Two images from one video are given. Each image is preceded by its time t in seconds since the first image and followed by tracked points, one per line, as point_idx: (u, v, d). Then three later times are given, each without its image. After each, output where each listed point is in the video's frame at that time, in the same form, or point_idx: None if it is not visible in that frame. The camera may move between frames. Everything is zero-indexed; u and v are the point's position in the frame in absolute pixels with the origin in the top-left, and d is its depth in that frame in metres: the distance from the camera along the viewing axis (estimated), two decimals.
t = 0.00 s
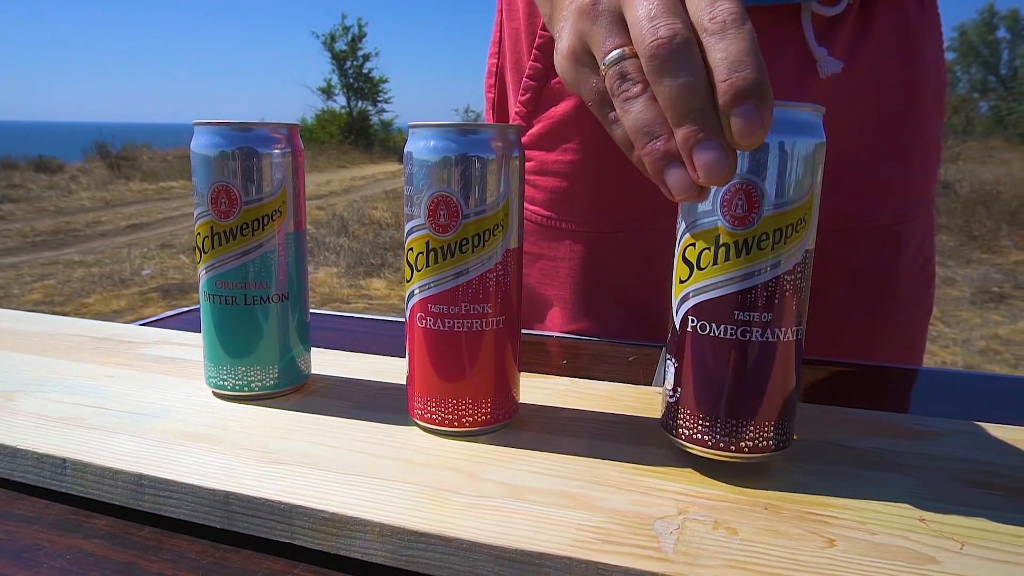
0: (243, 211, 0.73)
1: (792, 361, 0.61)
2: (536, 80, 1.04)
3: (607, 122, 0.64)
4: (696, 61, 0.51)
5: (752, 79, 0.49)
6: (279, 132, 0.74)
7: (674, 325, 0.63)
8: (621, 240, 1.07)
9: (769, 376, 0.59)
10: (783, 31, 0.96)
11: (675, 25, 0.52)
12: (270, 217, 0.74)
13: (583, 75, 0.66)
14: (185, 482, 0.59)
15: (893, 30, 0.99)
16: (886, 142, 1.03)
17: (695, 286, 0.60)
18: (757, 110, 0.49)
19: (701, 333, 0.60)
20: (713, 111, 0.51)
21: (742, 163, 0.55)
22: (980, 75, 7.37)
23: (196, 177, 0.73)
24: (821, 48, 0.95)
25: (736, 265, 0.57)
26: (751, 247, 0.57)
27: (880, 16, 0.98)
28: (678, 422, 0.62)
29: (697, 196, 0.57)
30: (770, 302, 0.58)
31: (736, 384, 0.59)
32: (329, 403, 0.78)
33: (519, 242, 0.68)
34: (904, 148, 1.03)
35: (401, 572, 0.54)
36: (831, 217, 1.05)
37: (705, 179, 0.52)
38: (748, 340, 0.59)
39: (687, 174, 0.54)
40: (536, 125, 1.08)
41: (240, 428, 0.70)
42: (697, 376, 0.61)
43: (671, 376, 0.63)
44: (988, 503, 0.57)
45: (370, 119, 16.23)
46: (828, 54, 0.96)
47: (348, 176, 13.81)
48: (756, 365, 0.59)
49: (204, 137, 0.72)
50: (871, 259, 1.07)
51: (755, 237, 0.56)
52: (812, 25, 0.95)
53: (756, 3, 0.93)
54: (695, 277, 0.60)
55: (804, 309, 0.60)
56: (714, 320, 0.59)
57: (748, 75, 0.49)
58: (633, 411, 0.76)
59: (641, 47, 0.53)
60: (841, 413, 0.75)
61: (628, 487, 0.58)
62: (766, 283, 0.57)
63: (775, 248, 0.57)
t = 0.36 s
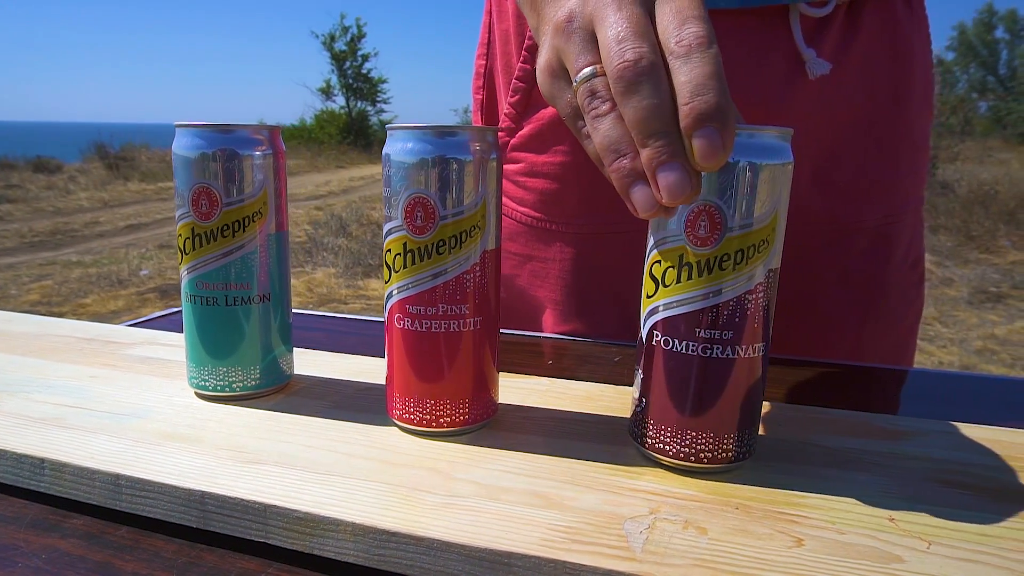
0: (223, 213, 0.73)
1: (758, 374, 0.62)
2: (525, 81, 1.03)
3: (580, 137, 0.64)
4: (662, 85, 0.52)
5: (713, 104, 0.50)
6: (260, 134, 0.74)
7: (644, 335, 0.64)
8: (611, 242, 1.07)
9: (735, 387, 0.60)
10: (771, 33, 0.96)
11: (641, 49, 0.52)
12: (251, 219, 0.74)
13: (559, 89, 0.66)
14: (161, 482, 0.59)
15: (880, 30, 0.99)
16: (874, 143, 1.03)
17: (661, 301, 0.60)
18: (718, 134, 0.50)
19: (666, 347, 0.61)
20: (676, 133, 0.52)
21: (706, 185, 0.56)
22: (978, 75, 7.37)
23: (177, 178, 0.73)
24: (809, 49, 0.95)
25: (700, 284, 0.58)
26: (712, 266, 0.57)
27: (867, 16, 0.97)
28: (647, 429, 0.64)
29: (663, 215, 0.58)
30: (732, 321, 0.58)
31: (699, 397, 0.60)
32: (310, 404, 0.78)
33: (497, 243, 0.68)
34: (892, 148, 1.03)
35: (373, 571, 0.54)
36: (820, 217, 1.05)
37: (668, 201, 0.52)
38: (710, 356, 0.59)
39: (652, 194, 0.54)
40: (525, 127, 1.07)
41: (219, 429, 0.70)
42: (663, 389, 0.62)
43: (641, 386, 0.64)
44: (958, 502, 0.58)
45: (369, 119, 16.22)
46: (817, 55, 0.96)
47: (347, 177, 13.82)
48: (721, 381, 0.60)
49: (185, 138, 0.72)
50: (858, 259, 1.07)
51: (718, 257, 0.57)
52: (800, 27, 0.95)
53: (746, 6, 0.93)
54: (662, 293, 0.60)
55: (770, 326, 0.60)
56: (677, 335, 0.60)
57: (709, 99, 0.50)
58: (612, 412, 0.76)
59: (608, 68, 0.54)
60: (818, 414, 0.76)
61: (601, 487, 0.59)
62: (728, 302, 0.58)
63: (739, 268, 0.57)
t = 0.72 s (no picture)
0: (207, 213, 0.74)
1: (727, 373, 0.63)
2: (510, 83, 1.04)
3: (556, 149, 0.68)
4: (616, 95, 0.55)
5: (662, 111, 0.52)
6: (244, 135, 0.75)
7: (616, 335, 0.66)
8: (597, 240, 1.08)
9: (707, 386, 0.62)
10: (752, 33, 0.98)
11: (595, 62, 0.56)
12: (235, 218, 0.75)
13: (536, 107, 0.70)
14: (143, 477, 0.60)
15: (861, 32, 1.00)
16: (859, 142, 1.04)
17: (628, 301, 0.62)
18: (669, 139, 0.52)
19: (635, 347, 0.63)
20: (630, 139, 0.55)
21: (667, 188, 0.58)
22: (977, 75, 7.38)
23: (161, 177, 0.74)
24: (788, 52, 0.96)
25: (665, 284, 0.60)
26: (673, 267, 0.59)
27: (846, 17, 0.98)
28: (621, 427, 0.65)
29: (625, 220, 0.60)
30: (697, 319, 0.60)
31: (666, 396, 0.62)
32: (294, 402, 0.79)
33: (476, 243, 0.69)
34: (875, 149, 1.04)
35: (350, 565, 0.55)
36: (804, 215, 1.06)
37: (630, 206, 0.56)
38: (675, 356, 0.61)
39: (612, 202, 0.57)
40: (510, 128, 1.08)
41: (203, 426, 0.71)
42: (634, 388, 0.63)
43: (614, 386, 0.66)
44: (927, 498, 0.59)
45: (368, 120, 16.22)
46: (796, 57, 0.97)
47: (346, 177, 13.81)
48: (688, 379, 0.61)
49: (169, 138, 0.73)
50: (844, 258, 1.08)
51: (680, 258, 0.59)
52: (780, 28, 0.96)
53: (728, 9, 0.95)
54: (629, 293, 0.62)
55: (736, 325, 0.62)
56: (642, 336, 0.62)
57: (659, 106, 0.52)
58: (592, 410, 0.77)
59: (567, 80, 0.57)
60: (796, 412, 0.77)
61: (577, 483, 0.60)
62: (692, 301, 0.59)
63: (703, 268, 0.59)
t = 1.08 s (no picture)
0: (190, 215, 0.76)
1: (697, 373, 0.64)
2: (477, 86, 1.08)
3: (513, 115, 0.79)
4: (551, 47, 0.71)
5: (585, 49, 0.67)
6: (225, 139, 0.76)
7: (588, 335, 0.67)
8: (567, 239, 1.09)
9: (676, 384, 0.63)
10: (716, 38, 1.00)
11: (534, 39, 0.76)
12: (217, 221, 0.77)
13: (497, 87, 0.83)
14: (125, 474, 0.61)
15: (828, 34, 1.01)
16: (826, 147, 1.05)
17: (598, 301, 0.64)
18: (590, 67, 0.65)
19: (606, 346, 0.64)
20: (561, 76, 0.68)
21: (635, 191, 0.59)
22: (973, 77, 7.40)
23: (145, 179, 0.75)
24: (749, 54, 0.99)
25: (635, 285, 0.61)
26: (643, 268, 0.61)
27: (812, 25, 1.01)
28: (594, 426, 0.66)
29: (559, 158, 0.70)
30: (666, 320, 0.61)
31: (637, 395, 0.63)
32: (277, 401, 0.80)
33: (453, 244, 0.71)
34: (843, 154, 1.05)
35: (326, 560, 0.56)
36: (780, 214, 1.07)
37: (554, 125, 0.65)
38: (645, 356, 0.62)
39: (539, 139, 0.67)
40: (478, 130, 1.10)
41: (186, 425, 0.72)
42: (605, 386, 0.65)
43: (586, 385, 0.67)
44: (889, 493, 0.60)
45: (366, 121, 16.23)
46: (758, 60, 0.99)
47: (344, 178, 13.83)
48: (657, 379, 0.63)
49: (152, 141, 0.74)
50: (813, 260, 1.10)
51: (649, 259, 0.60)
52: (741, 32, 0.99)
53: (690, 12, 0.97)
54: (600, 294, 0.64)
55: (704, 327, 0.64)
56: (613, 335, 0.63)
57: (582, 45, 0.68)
58: (569, 408, 0.79)
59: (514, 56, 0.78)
60: (768, 411, 0.78)
61: (548, 479, 0.61)
62: (662, 301, 0.61)
63: (671, 269, 0.60)
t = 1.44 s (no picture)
0: (120, 217, 0.80)
1: (580, 364, 0.70)
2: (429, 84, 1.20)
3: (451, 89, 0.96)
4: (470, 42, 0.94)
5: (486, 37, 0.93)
6: (153, 145, 0.81)
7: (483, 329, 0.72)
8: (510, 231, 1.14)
9: (559, 374, 0.68)
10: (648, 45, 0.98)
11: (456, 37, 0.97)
12: (147, 223, 0.81)
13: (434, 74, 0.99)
14: (45, 458, 0.66)
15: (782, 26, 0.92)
16: (746, 177, 0.97)
17: (489, 297, 0.69)
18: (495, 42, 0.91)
19: (496, 340, 0.69)
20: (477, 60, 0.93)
21: (516, 197, 0.65)
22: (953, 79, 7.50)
23: (76, 183, 0.80)
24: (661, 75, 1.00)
25: (519, 282, 0.66)
26: (525, 266, 0.66)
27: (737, 37, 0.92)
28: (488, 415, 0.72)
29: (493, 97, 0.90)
30: (547, 314, 0.67)
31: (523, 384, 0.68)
32: (206, 392, 0.85)
33: (362, 244, 0.76)
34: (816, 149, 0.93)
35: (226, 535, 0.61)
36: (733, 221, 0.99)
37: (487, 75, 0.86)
38: (530, 348, 0.68)
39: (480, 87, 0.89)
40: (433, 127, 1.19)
41: (114, 414, 0.77)
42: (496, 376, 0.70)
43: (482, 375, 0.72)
44: (749, 475, 0.66)
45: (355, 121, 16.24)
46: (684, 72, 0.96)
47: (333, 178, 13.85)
48: (541, 371, 0.68)
49: (83, 148, 0.79)
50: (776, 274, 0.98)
51: (530, 259, 0.66)
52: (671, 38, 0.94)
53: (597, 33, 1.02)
54: (490, 291, 0.69)
55: (586, 320, 0.69)
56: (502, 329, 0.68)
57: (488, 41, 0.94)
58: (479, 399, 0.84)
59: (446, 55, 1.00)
60: (665, 400, 0.84)
61: (437, 462, 0.66)
62: (543, 298, 0.66)
63: (551, 267, 0.66)
